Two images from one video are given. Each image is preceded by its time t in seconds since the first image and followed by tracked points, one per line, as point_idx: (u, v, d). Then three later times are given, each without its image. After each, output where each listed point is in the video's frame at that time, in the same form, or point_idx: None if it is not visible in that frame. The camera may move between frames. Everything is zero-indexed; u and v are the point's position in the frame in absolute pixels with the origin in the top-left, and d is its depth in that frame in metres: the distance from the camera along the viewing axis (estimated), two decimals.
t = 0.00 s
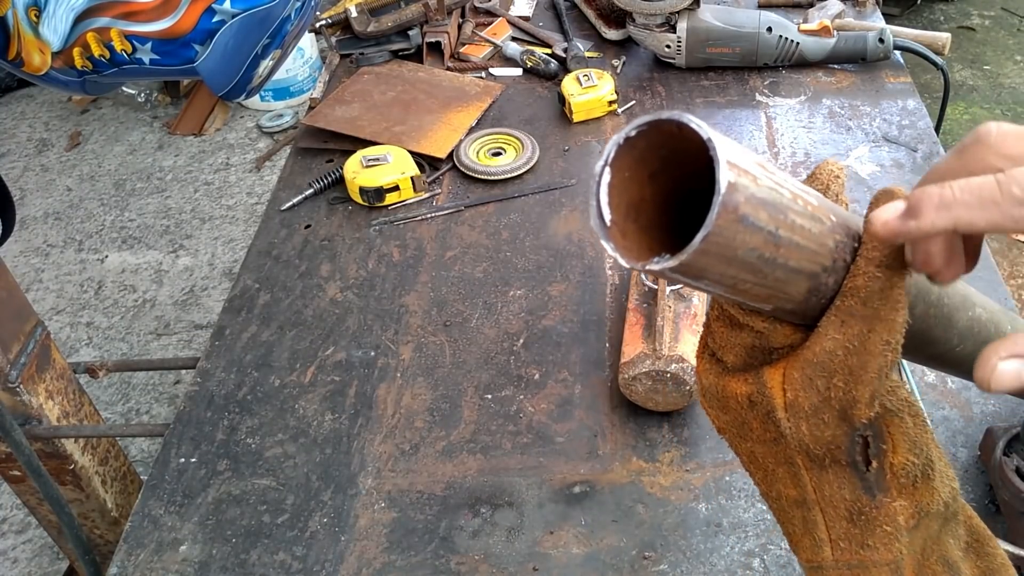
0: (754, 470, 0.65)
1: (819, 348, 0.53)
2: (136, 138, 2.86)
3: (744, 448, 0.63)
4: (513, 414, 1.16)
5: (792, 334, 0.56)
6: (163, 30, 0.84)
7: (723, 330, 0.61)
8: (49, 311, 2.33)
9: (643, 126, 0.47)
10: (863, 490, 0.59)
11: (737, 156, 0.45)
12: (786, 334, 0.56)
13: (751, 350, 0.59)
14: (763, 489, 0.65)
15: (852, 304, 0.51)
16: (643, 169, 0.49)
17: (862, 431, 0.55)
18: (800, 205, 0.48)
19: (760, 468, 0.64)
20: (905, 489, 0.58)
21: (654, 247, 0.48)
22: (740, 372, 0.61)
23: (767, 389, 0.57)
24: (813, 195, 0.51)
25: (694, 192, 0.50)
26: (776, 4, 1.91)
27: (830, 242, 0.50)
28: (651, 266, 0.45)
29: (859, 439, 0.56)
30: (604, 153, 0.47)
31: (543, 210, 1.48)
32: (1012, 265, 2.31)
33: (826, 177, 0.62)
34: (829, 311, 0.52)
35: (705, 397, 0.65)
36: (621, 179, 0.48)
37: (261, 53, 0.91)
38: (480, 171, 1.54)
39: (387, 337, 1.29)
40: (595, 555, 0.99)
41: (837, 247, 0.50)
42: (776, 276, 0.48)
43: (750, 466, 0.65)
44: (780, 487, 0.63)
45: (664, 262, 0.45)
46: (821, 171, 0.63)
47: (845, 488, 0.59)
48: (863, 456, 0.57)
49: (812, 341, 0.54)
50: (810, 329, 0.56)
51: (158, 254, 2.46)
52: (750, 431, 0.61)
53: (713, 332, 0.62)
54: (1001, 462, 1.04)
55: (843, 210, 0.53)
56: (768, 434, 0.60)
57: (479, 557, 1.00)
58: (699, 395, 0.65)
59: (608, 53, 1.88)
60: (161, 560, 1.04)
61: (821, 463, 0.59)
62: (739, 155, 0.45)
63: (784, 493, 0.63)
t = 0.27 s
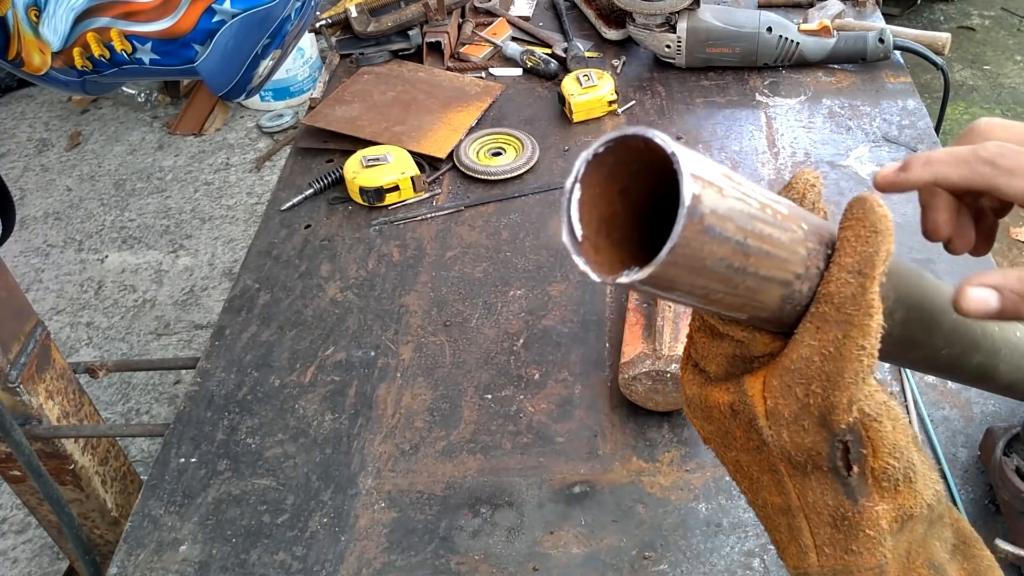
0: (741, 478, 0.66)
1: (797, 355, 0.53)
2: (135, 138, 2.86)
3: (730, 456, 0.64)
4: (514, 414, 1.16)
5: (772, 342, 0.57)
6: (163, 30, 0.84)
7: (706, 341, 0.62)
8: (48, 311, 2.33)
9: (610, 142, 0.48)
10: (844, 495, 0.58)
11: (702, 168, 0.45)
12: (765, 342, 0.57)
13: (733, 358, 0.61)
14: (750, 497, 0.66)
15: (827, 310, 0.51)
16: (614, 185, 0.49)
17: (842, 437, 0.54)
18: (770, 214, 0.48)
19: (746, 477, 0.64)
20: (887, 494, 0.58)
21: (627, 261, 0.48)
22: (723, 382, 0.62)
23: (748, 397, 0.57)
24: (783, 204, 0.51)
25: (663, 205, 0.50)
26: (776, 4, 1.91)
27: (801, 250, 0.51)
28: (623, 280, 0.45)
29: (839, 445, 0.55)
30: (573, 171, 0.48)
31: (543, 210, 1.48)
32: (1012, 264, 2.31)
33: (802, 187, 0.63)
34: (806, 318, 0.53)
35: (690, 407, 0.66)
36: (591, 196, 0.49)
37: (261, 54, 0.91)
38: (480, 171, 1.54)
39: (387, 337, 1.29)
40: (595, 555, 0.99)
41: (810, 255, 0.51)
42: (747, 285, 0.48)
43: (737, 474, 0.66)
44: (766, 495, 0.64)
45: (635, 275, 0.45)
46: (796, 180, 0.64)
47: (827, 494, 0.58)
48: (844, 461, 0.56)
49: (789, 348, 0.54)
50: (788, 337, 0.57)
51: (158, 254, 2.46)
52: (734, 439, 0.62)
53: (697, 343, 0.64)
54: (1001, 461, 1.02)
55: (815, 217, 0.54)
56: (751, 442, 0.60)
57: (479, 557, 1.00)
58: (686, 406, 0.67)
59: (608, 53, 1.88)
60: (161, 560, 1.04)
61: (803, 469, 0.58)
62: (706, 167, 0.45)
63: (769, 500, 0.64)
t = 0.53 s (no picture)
0: (730, 499, 0.66)
1: (774, 376, 0.53)
2: (135, 139, 2.86)
3: (718, 478, 0.64)
4: (514, 414, 1.16)
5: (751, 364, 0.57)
6: (163, 30, 0.84)
7: (687, 365, 0.62)
8: (48, 311, 2.33)
9: (571, 179, 0.48)
10: (830, 512, 0.58)
11: (659, 198, 0.44)
12: (744, 364, 0.57)
13: (714, 382, 0.61)
14: (741, 517, 0.66)
15: (801, 329, 0.51)
16: (581, 219, 0.50)
17: (823, 454, 0.54)
18: (735, 239, 0.48)
19: (735, 497, 0.65)
20: (873, 509, 0.58)
21: (597, 294, 0.48)
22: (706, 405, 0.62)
23: (729, 419, 0.57)
24: (749, 228, 0.51)
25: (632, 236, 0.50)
26: (776, 4, 1.91)
27: (769, 272, 0.50)
28: (590, 314, 0.45)
29: (821, 463, 0.55)
30: (538, 210, 0.48)
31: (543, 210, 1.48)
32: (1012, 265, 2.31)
33: (773, 210, 0.63)
34: (781, 339, 0.53)
35: (676, 432, 0.66)
36: (558, 232, 0.49)
37: (261, 53, 0.91)
38: (480, 171, 1.54)
39: (387, 337, 1.29)
40: (595, 555, 0.99)
41: (780, 276, 0.51)
42: (717, 310, 0.48)
43: (726, 495, 0.66)
44: (755, 514, 0.64)
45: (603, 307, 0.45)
46: (767, 203, 0.64)
47: (814, 512, 0.58)
48: (828, 478, 0.56)
49: (767, 369, 0.54)
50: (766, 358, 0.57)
51: (157, 254, 2.46)
52: (720, 461, 0.62)
53: (678, 367, 0.64)
54: (1001, 461, 1.01)
55: (783, 239, 0.54)
56: (736, 463, 0.60)
57: (479, 557, 1.00)
58: (671, 430, 0.66)
59: (608, 53, 1.88)
60: (161, 560, 1.04)
61: (788, 489, 0.58)
62: (664, 198, 0.45)
63: (759, 520, 0.64)
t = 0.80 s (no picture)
0: (741, 495, 0.65)
1: (796, 372, 0.53)
2: (135, 139, 2.86)
3: (730, 473, 0.64)
4: (514, 414, 1.16)
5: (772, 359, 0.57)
6: (163, 30, 0.84)
7: (703, 359, 0.62)
8: (48, 311, 2.33)
9: (601, 168, 0.48)
10: (846, 511, 0.58)
11: (691, 190, 0.44)
12: (764, 359, 0.57)
13: (732, 375, 0.60)
14: (751, 514, 0.66)
15: (825, 326, 0.52)
16: (607, 208, 0.50)
17: (842, 452, 0.54)
18: (763, 233, 0.48)
19: (746, 494, 0.64)
20: (888, 509, 0.58)
21: (624, 286, 0.48)
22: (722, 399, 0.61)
23: (748, 414, 0.57)
24: (777, 222, 0.51)
25: (656, 227, 0.51)
26: (776, 4, 1.91)
27: (796, 268, 0.50)
28: (618, 305, 0.45)
29: (840, 461, 0.55)
30: (566, 197, 0.48)
31: (543, 210, 1.48)
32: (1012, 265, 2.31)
33: (796, 202, 0.63)
34: (804, 335, 0.53)
35: (689, 424, 0.65)
36: (585, 220, 0.48)
37: (261, 54, 0.91)
38: (480, 171, 1.54)
39: (387, 337, 1.29)
40: (595, 555, 0.99)
41: (805, 272, 0.51)
42: (745, 305, 0.48)
43: (737, 491, 0.65)
44: (767, 512, 0.63)
45: (631, 299, 0.45)
46: (789, 196, 0.64)
47: (829, 510, 0.58)
48: (845, 477, 0.56)
49: (788, 365, 0.54)
50: (787, 353, 0.57)
51: (158, 254, 2.46)
52: (734, 456, 0.62)
53: (694, 360, 0.63)
54: (1001, 461, 1.01)
55: (809, 234, 0.54)
56: (751, 459, 0.60)
57: (479, 557, 1.00)
58: (684, 423, 0.66)
59: (608, 53, 1.88)
60: (162, 560, 1.04)
61: (804, 486, 0.58)
62: (696, 190, 0.45)
63: (771, 517, 0.63)
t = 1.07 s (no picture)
0: (742, 500, 0.65)
1: (797, 375, 0.53)
2: (135, 138, 2.86)
3: (731, 478, 0.64)
4: (513, 415, 1.15)
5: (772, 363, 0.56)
6: (162, 29, 0.83)
7: (703, 363, 0.62)
8: (48, 311, 2.32)
9: (601, 173, 0.47)
10: (848, 516, 0.57)
11: (692, 195, 0.44)
12: (764, 363, 0.57)
13: (732, 380, 0.60)
14: (753, 519, 0.65)
15: (826, 330, 0.51)
16: (606, 213, 0.49)
17: (844, 457, 0.54)
18: (764, 237, 0.48)
19: (748, 498, 0.64)
20: (891, 513, 0.57)
21: (624, 291, 0.48)
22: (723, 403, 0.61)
23: (749, 418, 0.56)
24: (777, 225, 0.51)
25: (655, 230, 0.50)
26: (777, 4, 1.91)
27: (797, 271, 0.50)
28: (619, 311, 0.45)
29: (841, 465, 0.55)
30: (565, 202, 0.47)
31: (543, 210, 1.47)
32: (1013, 265, 2.30)
33: (795, 205, 0.63)
34: (805, 338, 0.52)
35: (689, 429, 0.65)
36: (585, 225, 0.48)
37: (260, 53, 0.91)
38: (479, 171, 1.54)
39: (387, 337, 1.28)
40: (595, 556, 0.98)
41: (806, 275, 0.51)
42: (746, 309, 0.48)
43: (738, 496, 0.65)
44: (768, 516, 0.63)
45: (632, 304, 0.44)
46: (789, 199, 0.64)
47: (831, 516, 0.58)
48: (847, 481, 0.56)
49: (789, 369, 0.54)
50: (787, 357, 0.56)
51: (157, 254, 2.46)
52: (735, 461, 0.61)
53: (694, 364, 0.63)
54: (1002, 462, 1.00)
55: (809, 237, 0.53)
56: (752, 463, 0.59)
57: (479, 558, 1.00)
58: (685, 428, 0.66)
59: (608, 53, 1.87)
60: (160, 561, 1.03)
61: (806, 491, 0.57)
62: (697, 195, 0.44)
63: (772, 522, 0.63)
